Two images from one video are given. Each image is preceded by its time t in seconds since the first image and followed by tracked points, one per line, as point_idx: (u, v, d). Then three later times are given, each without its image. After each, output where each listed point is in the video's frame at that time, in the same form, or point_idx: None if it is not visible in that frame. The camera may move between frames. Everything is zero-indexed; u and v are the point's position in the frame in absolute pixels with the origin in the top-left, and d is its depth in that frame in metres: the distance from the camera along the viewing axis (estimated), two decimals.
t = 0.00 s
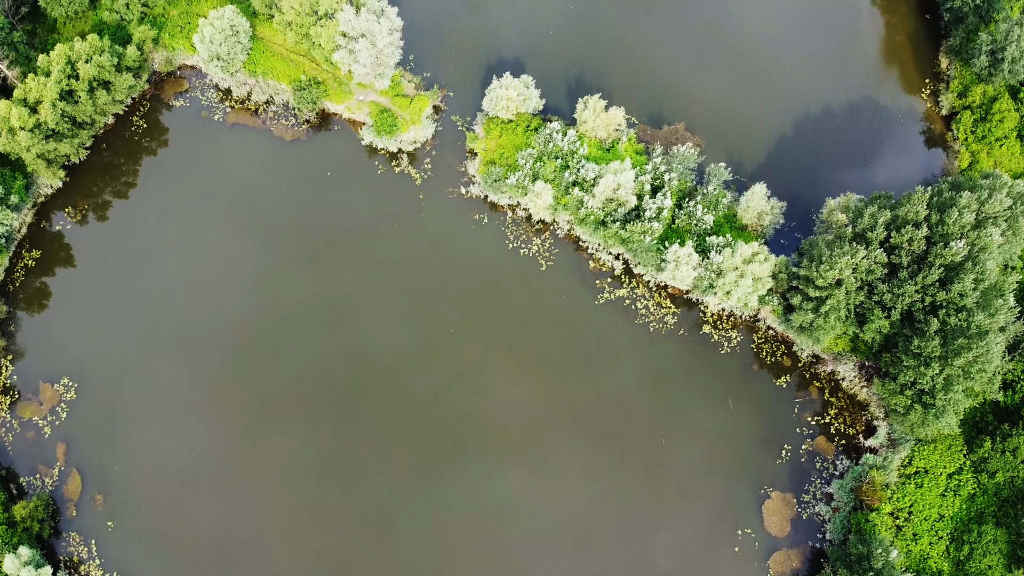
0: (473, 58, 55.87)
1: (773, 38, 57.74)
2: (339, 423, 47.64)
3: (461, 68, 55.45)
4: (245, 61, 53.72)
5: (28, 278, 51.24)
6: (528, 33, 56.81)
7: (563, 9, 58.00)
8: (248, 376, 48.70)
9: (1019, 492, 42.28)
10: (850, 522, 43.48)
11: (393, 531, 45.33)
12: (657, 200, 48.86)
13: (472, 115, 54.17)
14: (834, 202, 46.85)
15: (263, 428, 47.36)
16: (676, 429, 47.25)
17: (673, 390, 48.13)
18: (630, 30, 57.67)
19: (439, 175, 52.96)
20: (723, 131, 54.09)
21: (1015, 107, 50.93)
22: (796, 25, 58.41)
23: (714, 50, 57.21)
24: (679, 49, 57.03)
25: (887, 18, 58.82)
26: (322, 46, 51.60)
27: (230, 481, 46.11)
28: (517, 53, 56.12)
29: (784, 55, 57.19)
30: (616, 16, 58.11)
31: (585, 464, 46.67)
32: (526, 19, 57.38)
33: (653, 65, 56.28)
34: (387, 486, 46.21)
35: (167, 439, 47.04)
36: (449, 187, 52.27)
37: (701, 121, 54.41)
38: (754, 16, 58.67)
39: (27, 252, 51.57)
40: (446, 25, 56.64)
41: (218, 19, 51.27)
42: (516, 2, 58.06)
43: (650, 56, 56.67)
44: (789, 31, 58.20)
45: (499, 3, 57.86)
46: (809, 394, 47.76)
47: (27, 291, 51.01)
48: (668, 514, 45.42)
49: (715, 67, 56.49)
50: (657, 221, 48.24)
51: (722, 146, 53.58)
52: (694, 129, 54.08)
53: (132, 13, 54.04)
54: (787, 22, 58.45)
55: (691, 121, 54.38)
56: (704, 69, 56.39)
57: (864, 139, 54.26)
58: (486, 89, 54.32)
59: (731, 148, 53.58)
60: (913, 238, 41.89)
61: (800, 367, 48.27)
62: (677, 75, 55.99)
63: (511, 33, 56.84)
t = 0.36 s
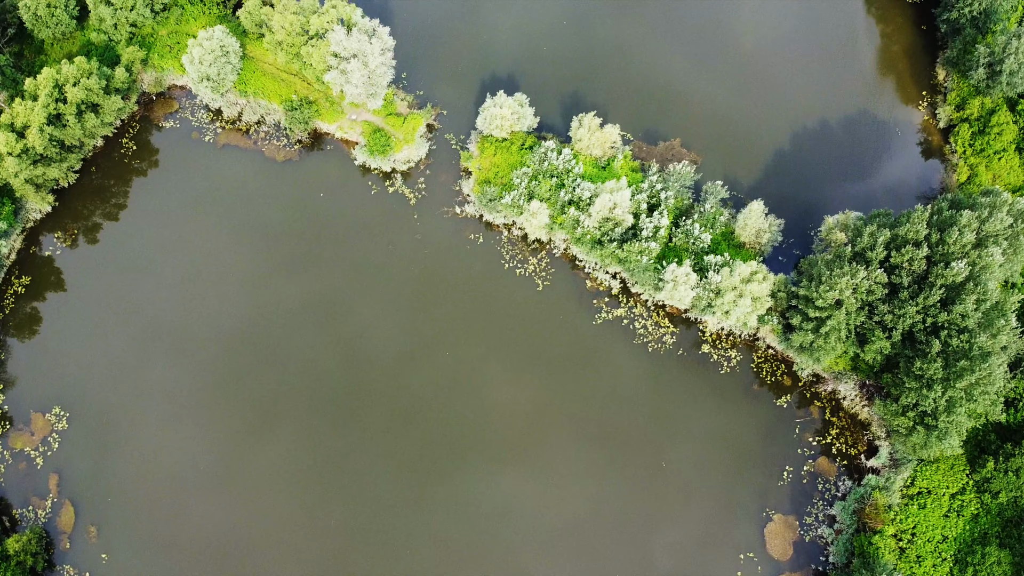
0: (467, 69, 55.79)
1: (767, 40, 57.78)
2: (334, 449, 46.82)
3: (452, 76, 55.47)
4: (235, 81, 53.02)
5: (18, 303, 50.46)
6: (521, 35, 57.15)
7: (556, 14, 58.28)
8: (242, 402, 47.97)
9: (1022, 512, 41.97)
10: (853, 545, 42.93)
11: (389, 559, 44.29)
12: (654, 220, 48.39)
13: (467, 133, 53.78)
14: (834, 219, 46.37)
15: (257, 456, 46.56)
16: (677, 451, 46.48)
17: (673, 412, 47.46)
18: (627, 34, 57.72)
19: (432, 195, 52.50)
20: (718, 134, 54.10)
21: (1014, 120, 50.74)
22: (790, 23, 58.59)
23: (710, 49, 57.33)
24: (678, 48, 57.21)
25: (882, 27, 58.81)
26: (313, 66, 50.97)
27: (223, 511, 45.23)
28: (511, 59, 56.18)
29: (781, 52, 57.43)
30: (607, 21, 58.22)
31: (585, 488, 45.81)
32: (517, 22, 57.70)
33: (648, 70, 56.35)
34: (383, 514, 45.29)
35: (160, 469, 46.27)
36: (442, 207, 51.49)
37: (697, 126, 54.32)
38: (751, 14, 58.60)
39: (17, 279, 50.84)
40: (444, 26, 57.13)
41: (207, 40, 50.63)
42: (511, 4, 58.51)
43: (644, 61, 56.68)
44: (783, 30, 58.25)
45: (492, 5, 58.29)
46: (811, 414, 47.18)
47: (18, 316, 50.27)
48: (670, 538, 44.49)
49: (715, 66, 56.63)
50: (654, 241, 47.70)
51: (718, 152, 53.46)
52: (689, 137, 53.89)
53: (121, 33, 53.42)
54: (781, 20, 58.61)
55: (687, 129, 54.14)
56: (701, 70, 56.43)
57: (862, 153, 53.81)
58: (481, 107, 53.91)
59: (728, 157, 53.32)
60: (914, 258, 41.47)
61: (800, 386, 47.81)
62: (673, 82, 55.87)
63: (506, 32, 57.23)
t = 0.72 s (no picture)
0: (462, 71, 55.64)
1: (760, 39, 58.21)
2: (328, 477, 45.84)
3: (447, 79, 55.28)
4: (225, 102, 52.33)
5: (8, 330, 49.71)
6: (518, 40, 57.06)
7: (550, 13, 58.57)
8: (235, 430, 47.06)
9: None
10: (856, 568, 42.31)
11: None
12: (651, 239, 47.72)
13: (461, 152, 53.33)
14: (833, 237, 45.82)
15: (250, 485, 45.53)
16: (679, 475, 45.57)
17: (673, 434, 46.72)
18: (624, 31, 58.03)
19: (426, 216, 52.14)
20: (711, 132, 54.22)
21: (1011, 132, 50.53)
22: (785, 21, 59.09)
23: (707, 46, 57.71)
24: (676, 52, 57.18)
25: (877, 37, 58.76)
26: (304, 87, 50.35)
27: (216, 542, 44.15)
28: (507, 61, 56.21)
29: (778, 48, 57.95)
30: (599, 20, 58.46)
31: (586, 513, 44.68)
32: (514, 21, 57.85)
33: (642, 69, 56.41)
34: (377, 542, 44.10)
35: (153, 500, 45.25)
36: (437, 227, 51.23)
37: (691, 128, 54.30)
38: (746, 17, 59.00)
39: (6, 308, 50.00)
40: (442, 25, 57.16)
41: (195, 61, 50.00)
42: (511, 4, 58.68)
43: (639, 62, 56.71)
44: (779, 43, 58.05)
45: (486, 4, 58.57)
46: (812, 435, 46.72)
47: (9, 342, 49.49)
48: (674, 564, 43.31)
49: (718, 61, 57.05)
50: (651, 261, 47.05)
51: (712, 148, 53.61)
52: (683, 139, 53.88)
53: (108, 55, 52.78)
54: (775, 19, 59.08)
55: (685, 131, 54.18)
56: (696, 79, 56.19)
57: (859, 167, 53.34)
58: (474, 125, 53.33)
59: (725, 159, 53.29)
60: (914, 279, 41.03)
61: (801, 406, 47.32)
62: (670, 85, 55.83)
63: (504, 29, 57.46)
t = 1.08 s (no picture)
0: (458, 73, 55.68)
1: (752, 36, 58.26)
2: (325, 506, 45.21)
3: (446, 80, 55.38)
4: (215, 124, 51.67)
5: None
6: (513, 53, 56.67)
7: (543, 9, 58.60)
8: (230, 458, 46.35)
9: None
10: None
11: None
12: (648, 258, 47.22)
13: (455, 172, 52.74)
14: (830, 256, 45.65)
15: (246, 515, 44.89)
16: (681, 502, 44.90)
17: (674, 458, 45.91)
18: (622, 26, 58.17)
19: (420, 236, 51.34)
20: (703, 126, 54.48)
21: (1010, 144, 50.20)
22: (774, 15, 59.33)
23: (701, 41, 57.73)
24: (671, 66, 56.64)
25: (872, 48, 58.24)
26: (294, 109, 49.81)
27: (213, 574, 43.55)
28: (502, 66, 56.13)
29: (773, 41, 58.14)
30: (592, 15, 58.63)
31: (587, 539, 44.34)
32: (508, 28, 57.52)
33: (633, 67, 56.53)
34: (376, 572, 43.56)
35: (147, 532, 44.53)
36: (433, 248, 50.39)
37: (683, 131, 54.24)
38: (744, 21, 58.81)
39: None
40: (433, 43, 56.63)
41: (184, 84, 49.44)
42: (506, 13, 58.17)
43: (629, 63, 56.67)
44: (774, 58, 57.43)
45: (483, 8, 58.39)
46: (814, 455, 46.01)
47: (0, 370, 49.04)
48: None
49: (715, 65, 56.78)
50: (649, 281, 46.57)
51: (707, 149, 53.62)
52: (675, 140, 53.92)
53: (95, 78, 52.08)
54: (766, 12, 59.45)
55: (681, 139, 53.97)
56: (691, 93, 55.67)
57: (857, 182, 52.84)
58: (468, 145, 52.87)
59: (718, 161, 53.22)
60: (916, 299, 40.53)
61: (802, 428, 46.55)
62: (666, 91, 55.62)
63: (500, 38, 57.08)
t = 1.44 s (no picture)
0: (456, 77, 55.52)
1: (750, 36, 58.00)
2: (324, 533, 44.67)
3: (440, 80, 55.37)
4: (211, 143, 51.07)
5: None
6: (512, 67, 56.15)
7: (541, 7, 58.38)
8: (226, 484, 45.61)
9: None
10: None
11: None
12: (650, 280, 46.56)
13: (454, 191, 52.23)
14: (833, 279, 45.21)
15: (244, 543, 44.33)
16: (685, 529, 44.23)
17: (677, 482, 45.39)
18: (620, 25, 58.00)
19: (419, 257, 50.74)
20: (697, 128, 54.44)
21: (1015, 162, 49.72)
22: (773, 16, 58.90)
23: (699, 43, 57.45)
24: (672, 80, 55.96)
25: (875, 62, 57.68)
26: (292, 129, 49.22)
27: None
28: (501, 65, 56.09)
29: (771, 44, 57.85)
30: (591, 13, 58.39)
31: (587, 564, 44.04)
32: (506, 39, 57.04)
33: (630, 66, 56.51)
34: None
35: (144, 560, 43.91)
36: (431, 269, 49.77)
37: (679, 135, 54.13)
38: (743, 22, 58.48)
39: None
40: (431, 59, 55.96)
41: (180, 104, 48.84)
42: (504, 27, 57.45)
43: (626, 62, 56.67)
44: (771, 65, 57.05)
45: (480, 20, 57.71)
46: (818, 480, 45.47)
47: None
48: None
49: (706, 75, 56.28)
50: (651, 303, 45.85)
51: (705, 161, 53.34)
52: (670, 145, 53.78)
53: (90, 97, 51.55)
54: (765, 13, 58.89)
55: (678, 149, 53.66)
56: (692, 109, 55.07)
57: (860, 200, 52.34)
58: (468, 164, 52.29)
59: (710, 169, 53.08)
60: (922, 325, 39.99)
61: (806, 451, 46.06)
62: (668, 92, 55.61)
63: (499, 51, 56.58)
